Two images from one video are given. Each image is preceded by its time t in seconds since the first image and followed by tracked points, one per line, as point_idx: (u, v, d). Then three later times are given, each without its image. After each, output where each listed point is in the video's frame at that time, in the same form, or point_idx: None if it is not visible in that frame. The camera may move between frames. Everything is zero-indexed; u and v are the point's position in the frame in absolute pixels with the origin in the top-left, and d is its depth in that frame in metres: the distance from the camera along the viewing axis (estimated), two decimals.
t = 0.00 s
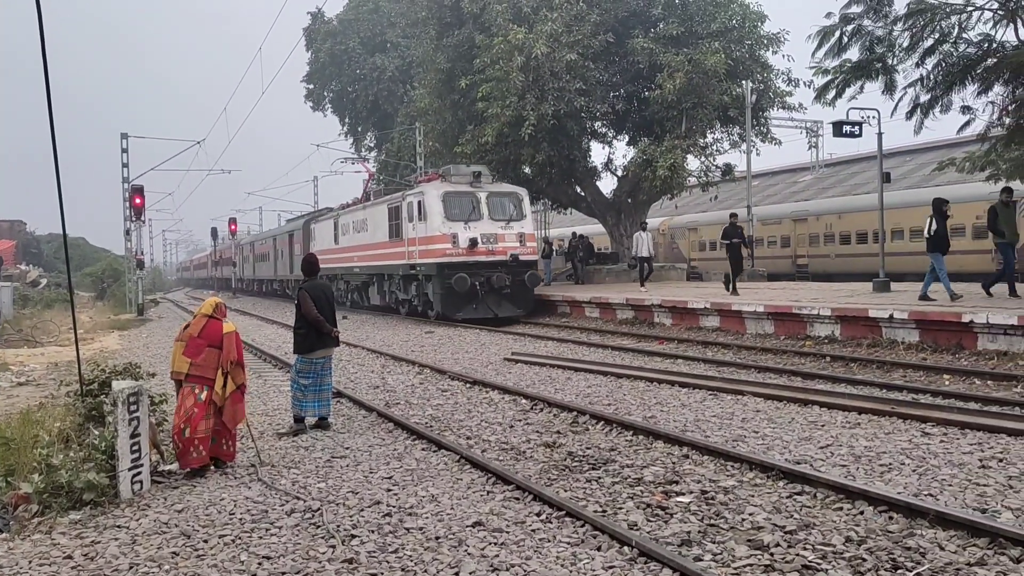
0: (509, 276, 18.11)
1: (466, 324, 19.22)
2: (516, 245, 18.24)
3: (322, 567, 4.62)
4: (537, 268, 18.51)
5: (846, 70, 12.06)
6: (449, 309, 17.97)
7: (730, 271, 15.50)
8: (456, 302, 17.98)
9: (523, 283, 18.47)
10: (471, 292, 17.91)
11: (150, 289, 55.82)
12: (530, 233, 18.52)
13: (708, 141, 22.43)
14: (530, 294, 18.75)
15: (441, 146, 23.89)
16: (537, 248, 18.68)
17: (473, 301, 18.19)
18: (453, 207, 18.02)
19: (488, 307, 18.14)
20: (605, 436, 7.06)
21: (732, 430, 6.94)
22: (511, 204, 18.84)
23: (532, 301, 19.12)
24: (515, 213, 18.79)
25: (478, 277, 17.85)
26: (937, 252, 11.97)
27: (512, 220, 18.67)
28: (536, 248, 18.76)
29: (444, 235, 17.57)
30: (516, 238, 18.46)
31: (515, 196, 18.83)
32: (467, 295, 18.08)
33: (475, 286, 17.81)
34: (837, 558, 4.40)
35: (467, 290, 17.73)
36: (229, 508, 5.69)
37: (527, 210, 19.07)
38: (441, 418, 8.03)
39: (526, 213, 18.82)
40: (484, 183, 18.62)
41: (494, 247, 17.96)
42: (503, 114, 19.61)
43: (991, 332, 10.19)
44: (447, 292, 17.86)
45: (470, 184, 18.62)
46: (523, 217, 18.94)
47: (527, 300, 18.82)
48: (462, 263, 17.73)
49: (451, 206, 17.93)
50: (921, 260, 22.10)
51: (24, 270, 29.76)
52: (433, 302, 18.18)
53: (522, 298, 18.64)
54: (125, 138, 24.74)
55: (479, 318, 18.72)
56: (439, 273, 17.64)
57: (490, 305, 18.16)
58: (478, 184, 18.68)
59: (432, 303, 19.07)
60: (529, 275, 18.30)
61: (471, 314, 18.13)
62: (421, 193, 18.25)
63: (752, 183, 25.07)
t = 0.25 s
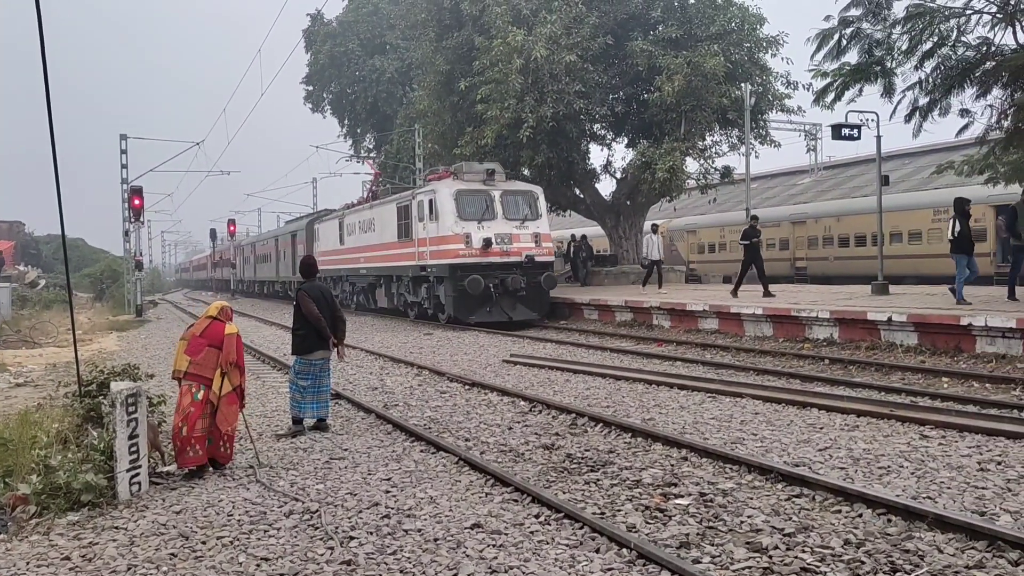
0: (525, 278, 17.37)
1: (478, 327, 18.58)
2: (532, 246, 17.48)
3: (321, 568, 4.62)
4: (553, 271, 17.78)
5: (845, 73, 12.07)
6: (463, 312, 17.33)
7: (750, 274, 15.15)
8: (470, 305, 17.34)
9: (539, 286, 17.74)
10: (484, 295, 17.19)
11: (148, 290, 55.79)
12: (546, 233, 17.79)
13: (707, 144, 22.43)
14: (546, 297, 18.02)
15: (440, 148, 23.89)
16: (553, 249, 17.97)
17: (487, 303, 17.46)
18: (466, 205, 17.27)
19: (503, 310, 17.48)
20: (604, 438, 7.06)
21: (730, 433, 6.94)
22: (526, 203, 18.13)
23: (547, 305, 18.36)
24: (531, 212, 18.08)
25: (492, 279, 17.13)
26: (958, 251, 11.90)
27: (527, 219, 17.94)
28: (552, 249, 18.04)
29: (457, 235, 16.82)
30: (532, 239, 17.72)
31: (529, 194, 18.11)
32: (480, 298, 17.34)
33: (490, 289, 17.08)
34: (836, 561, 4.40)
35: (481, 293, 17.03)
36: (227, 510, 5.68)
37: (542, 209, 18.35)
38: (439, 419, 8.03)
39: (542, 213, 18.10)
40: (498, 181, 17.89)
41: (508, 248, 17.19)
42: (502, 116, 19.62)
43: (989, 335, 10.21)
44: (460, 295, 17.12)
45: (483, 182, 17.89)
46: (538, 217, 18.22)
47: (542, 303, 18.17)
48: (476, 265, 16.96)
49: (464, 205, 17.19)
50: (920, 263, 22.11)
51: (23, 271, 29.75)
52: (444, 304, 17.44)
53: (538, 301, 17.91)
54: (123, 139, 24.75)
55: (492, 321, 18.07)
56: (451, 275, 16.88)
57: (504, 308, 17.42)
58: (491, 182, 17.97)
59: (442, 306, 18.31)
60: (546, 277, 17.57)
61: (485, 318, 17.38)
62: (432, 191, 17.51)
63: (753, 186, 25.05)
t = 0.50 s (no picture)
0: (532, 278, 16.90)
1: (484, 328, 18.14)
2: (540, 244, 16.99)
3: (307, 569, 4.60)
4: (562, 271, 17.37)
5: (832, 75, 12.13)
6: (468, 313, 16.90)
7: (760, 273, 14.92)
8: (475, 306, 16.90)
9: (547, 287, 17.34)
10: (491, 296, 16.77)
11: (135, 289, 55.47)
12: (554, 231, 17.31)
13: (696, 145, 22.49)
14: (555, 297, 17.54)
15: (429, 148, 23.85)
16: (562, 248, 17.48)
17: (493, 305, 17.08)
18: (471, 201, 16.74)
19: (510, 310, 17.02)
20: (592, 438, 7.07)
21: (718, 432, 6.96)
22: (532, 200, 17.63)
23: (555, 306, 17.96)
24: (538, 209, 17.59)
25: (498, 279, 16.66)
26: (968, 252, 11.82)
27: (534, 217, 17.44)
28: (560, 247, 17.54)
29: (463, 233, 16.29)
30: (540, 237, 17.23)
31: (537, 190, 17.62)
32: (487, 299, 16.95)
33: (496, 290, 16.64)
34: (823, 560, 4.42)
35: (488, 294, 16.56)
36: (214, 511, 5.64)
37: (550, 206, 17.87)
38: (428, 420, 8.01)
39: (549, 210, 17.62)
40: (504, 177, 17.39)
41: (516, 247, 16.69)
42: (491, 116, 19.60)
43: (974, 336, 10.29)
44: (466, 295, 16.70)
45: (489, 179, 17.37)
46: (545, 214, 17.73)
47: (550, 304, 17.68)
48: (482, 264, 16.45)
49: (469, 201, 16.67)
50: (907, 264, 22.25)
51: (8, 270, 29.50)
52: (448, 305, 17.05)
53: (546, 302, 17.52)
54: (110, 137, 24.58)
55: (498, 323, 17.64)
56: (456, 274, 16.36)
57: (511, 309, 17.05)
58: (497, 177, 17.46)
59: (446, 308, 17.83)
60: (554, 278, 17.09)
61: (491, 320, 17.02)
62: (435, 187, 16.96)
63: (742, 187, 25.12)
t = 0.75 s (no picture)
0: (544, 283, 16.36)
1: (492, 338, 17.45)
2: (551, 248, 16.51)
3: None
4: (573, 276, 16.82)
5: (823, 82, 12.21)
6: (477, 321, 16.19)
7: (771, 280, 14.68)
8: (484, 313, 16.23)
9: (558, 293, 16.74)
10: (502, 302, 16.15)
11: (126, 294, 55.27)
12: (565, 235, 16.86)
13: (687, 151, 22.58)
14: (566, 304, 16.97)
15: (422, 153, 23.87)
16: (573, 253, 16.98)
17: (503, 312, 16.40)
18: (480, 204, 16.25)
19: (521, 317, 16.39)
20: (584, 444, 7.07)
21: (710, 438, 6.97)
22: (543, 203, 17.15)
23: (566, 312, 17.36)
24: (549, 212, 17.13)
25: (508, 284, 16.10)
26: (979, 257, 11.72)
27: (545, 220, 16.94)
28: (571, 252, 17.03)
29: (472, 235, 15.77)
30: (551, 242, 16.73)
31: (548, 193, 17.15)
32: (497, 306, 16.30)
33: (507, 296, 16.04)
34: (814, 566, 4.43)
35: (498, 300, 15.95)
36: (205, 517, 5.62)
37: (561, 209, 17.42)
38: (419, 426, 8.00)
39: (560, 214, 17.15)
40: (514, 179, 16.91)
41: (527, 251, 16.22)
42: (484, 122, 19.65)
43: (964, 343, 10.35)
44: (475, 302, 16.05)
45: (498, 181, 16.89)
46: (557, 218, 17.25)
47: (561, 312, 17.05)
48: (492, 268, 15.92)
49: (478, 203, 16.18)
50: (897, 270, 22.39)
51: None
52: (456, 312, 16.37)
53: (557, 309, 16.91)
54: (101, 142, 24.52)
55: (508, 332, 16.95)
56: (464, 279, 15.81)
57: (522, 316, 16.40)
58: (506, 179, 17.00)
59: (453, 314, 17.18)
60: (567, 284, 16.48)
61: (501, 328, 16.34)
62: (442, 188, 16.45)
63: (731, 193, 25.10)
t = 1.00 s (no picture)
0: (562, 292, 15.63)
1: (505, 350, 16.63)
2: (569, 255, 15.79)
3: None
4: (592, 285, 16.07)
5: (818, 92, 12.27)
6: (492, 332, 15.37)
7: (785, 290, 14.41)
8: (499, 323, 15.44)
9: (577, 303, 15.97)
10: (517, 312, 15.41)
11: (120, 302, 55.14)
12: (584, 241, 16.12)
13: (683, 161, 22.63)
14: (584, 314, 16.20)
15: (418, 162, 23.91)
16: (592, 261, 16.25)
17: (518, 323, 15.62)
18: (496, 208, 15.51)
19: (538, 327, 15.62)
20: (579, 454, 7.06)
21: (706, 448, 6.96)
22: (560, 207, 16.41)
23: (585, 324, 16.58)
24: (566, 217, 16.39)
25: (524, 293, 15.36)
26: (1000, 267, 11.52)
27: (562, 226, 16.20)
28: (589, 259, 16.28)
29: (487, 242, 15.04)
30: (568, 249, 16.00)
31: (565, 196, 16.40)
32: (511, 315, 15.56)
33: (522, 305, 15.31)
34: None
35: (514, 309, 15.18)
36: (199, 526, 5.59)
37: (578, 214, 16.69)
38: (415, 434, 7.98)
39: (578, 218, 16.41)
40: (530, 182, 16.17)
41: (544, 258, 15.49)
42: (480, 131, 19.71)
43: (959, 353, 10.37)
44: (489, 311, 15.32)
45: (513, 184, 16.16)
46: (574, 223, 16.50)
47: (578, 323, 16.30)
48: (507, 276, 15.20)
49: (492, 208, 15.46)
50: (892, 280, 22.44)
51: None
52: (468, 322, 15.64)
53: (576, 321, 16.12)
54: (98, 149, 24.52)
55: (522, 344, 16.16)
56: (478, 287, 15.08)
57: (538, 327, 15.63)
58: (522, 183, 16.28)
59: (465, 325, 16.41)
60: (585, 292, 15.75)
61: (516, 339, 15.54)
62: (455, 192, 15.73)
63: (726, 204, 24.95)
